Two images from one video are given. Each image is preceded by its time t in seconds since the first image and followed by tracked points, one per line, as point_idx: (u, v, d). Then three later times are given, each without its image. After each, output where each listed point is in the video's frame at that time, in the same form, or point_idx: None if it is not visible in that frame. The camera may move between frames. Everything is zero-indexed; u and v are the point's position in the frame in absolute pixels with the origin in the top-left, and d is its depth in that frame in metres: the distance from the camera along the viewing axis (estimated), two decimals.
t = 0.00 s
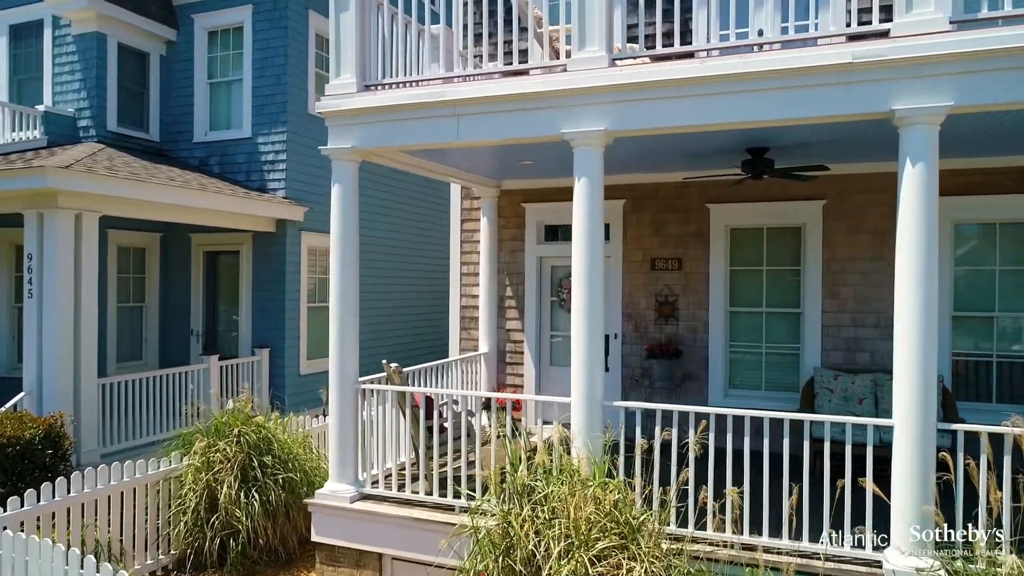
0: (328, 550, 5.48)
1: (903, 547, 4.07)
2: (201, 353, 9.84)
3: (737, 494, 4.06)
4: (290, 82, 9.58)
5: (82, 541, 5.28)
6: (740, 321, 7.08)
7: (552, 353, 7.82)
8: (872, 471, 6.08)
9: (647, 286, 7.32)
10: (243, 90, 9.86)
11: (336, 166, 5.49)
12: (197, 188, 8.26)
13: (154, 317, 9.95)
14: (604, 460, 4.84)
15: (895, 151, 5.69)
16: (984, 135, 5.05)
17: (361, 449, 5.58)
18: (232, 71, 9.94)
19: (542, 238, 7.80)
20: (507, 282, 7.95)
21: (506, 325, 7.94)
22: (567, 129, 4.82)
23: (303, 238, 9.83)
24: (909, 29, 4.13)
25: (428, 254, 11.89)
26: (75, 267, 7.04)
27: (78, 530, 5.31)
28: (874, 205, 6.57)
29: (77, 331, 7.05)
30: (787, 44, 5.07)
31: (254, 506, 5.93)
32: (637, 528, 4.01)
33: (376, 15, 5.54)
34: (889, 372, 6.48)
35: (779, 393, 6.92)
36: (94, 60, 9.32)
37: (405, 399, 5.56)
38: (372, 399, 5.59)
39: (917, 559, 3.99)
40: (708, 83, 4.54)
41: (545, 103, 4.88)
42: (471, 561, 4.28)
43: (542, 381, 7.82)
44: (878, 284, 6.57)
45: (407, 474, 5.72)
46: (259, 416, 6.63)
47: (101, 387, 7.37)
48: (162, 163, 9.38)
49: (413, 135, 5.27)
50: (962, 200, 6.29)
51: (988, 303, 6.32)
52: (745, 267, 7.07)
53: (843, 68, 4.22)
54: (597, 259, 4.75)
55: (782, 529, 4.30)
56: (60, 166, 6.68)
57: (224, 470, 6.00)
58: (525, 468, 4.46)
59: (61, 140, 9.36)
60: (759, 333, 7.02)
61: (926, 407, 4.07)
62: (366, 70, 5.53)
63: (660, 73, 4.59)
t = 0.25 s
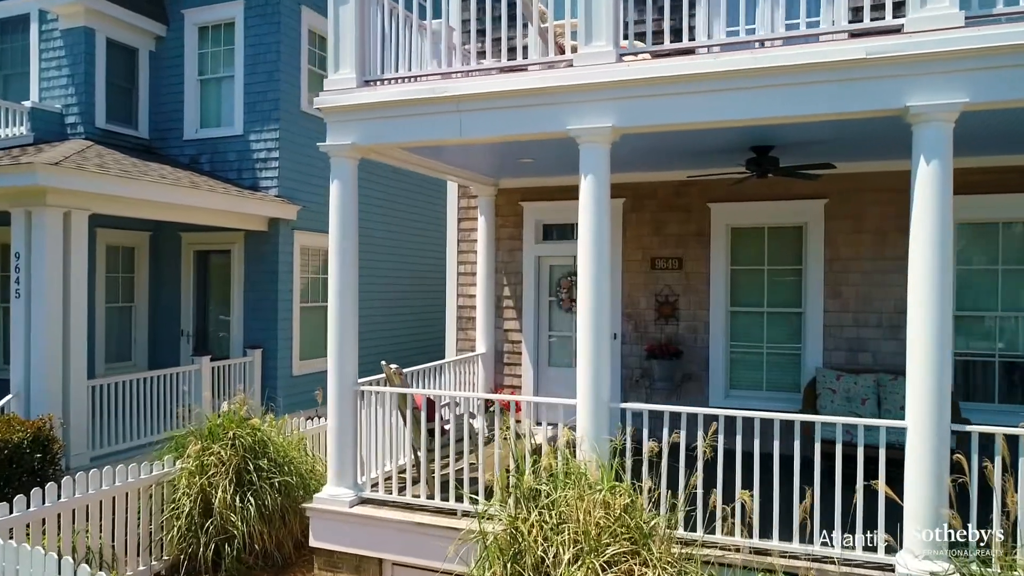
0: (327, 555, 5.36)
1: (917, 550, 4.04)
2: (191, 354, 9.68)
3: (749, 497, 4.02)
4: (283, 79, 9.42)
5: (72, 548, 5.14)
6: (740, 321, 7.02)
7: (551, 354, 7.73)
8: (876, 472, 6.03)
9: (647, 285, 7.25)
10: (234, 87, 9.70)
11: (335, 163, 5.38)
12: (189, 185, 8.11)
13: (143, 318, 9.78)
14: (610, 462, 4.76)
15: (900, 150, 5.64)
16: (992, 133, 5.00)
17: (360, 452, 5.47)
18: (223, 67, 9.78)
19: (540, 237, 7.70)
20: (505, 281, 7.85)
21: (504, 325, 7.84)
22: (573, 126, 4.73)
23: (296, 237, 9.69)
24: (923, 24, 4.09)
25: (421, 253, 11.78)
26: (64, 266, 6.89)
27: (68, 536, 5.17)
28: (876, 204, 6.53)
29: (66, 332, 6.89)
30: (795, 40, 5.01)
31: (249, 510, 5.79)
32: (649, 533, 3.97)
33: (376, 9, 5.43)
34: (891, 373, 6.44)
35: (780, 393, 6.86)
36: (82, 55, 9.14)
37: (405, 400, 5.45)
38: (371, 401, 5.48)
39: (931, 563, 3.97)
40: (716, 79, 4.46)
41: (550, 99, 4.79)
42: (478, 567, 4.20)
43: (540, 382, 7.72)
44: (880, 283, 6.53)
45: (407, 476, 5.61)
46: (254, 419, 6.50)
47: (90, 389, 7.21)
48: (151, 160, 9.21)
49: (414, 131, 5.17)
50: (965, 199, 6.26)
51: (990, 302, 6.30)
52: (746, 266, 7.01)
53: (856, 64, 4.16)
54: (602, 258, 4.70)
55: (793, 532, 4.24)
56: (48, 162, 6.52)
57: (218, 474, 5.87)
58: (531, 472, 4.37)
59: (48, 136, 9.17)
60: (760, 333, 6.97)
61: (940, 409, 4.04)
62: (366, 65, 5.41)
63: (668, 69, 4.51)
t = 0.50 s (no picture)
0: (325, 561, 5.25)
1: (929, 553, 4.02)
2: (180, 355, 9.51)
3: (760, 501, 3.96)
4: (274, 75, 9.27)
5: (61, 555, 4.99)
6: (740, 321, 6.97)
7: (548, 354, 7.63)
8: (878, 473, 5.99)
9: (646, 285, 7.18)
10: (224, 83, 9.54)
11: (332, 160, 5.26)
12: (179, 183, 7.95)
13: (131, 318, 9.60)
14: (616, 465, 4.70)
15: (903, 149, 5.60)
16: (998, 132, 4.97)
17: (359, 455, 5.37)
18: (213, 63, 9.61)
19: (538, 236, 7.61)
20: (502, 281, 7.76)
21: (501, 325, 7.75)
22: (578, 122, 4.64)
23: (288, 236, 9.55)
24: (935, 20, 4.06)
25: (414, 253, 11.67)
26: (51, 265, 6.72)
27: (57, 543, 5.02)
28: (877, 203, 6.50)
29: (52, 333, 6.72)
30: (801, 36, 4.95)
31: (243, 515, 5.64)
32: (660, 537, 3.93)
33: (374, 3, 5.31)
34: (892, 373, 6.40)
35: (781, 394, 6.82)
36: (68, 50, 8.94)
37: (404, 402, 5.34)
38: (370, 404, 5.38)
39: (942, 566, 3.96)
40: (724, 76, 4.39)
41: (554, 95, 4.70)
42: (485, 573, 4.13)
43: (538, 383, 7.64)
44: (881, 283, 6.50)
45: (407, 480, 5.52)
46: (247, 421, 6.36)
47: (78, 392, 7.04)
48: (139, 158, 9.03)
49: (414, 127, 5.06)
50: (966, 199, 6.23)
51: (991, 302, 6.29)
52: (746, 266, 6.96)
53: (867, 60, 4.12)
54: (609, 258, 4.61)
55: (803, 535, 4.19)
56: (35, 159, 6.35)
57: (211, 478, 5.73)
58: (538, 476, 4.30)
59: (33, 133, 8.96)
60: (760, 333, 6.92)
61: (952, 412, 4.04)
62: (364, 60, 5.30)
63: (675, 65, 4.43)
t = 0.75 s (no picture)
0: (322, 567, 5.14)
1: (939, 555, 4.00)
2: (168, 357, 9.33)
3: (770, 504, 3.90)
4: (263, 71, 9.11)
5: (48, 563, 4.83)
6: (739, 321, 6.91)
7: (545, 354, 7.54)
8: (878, 473, 5.95)
9: (645, 284, 7.11)
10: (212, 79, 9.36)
11: (328, 156, 5.12)
12: (167, 180, 7.79)
13: (116, 319, 9.40)
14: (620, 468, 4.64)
15: (906, 147, 5.57)
16: (1002, 130, 4.95)
17: (356, 458, 5.25)
18: (201, 59, 9.43)
19: (534, 235, 7.52)
20: (497, 280, 7.66)
21: (496, 325, 7.65)
22: (583, 118, 4.56)
23: (278, 234, 9.40)
24: (946, 16, 4.06)
25: (405, 252, 11.55)
26: (35, 264, 6.54)
27: (44, 550, 4.86)
28: (877, 202, 6.46)
29: (37, 334, 6.54)
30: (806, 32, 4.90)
31: (236, 520, 5.50)
32: (670, 542, 3.87)
33: None
34: (892, 373, 6.37)
35: (780, 394, 6.77)
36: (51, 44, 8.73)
37: (401, 404, 5.21)
38: (368, 406, 5.27)
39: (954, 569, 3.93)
40: (731, 71, 4.33)
41: (558, 91, 4.62)
42: None
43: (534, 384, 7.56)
44: (880, 282, 6.46)
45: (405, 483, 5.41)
46: (240, 424, 6.22)
47: (63, 395, 6.86)
48: (125, 154, 8.84)
49: (413, 123, 4.95)
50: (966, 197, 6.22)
51: (990, 301, 6.28)
52: (745, 265, 6.90)
53: (879, 55, 4.09)
54: (613, 257, 4.53)
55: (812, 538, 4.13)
56: (19, 155, 6.17)
57: (203, 482, 5.59)
58: (543, 480, 4.23)
59: (15, 129, 8.74)
60: (759, 333, 6.87)
61: (964, 415, 4.02)
62: (361, 54, 5.18)
63: (682, 61, 4.36)
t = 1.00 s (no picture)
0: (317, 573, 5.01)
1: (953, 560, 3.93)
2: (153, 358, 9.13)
3: (779, 507, 3.85)
4: (252, 66, 8.94)
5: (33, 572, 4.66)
6: (737, 321, 6.87)
7: (540, 355, 7.46)
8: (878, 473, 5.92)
9: (642, 284, 7.04)
10: (199, 74, 9.17)
11: (324, 152, 5.01)
12: (153, 177, 7.60)
13: (100, 320, 9.19)
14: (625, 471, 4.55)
15: (907, 145, 5.53)
16: (1006, 129, 4.92)
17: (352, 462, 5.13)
18: (188, 53, 9.24)
19: (530, 234, 7.43)
20: (492, 280, 7.56)
21: (492, 326, 7.54)
22: (588, 114, 4.47)
23: (267, 233, 9.24)
24: (957, 13, 4.00)
25: (396, 251, 11.42)
26: (17, 262, 6.34)
27: (29, 559, 4.68)
28: (876, 201, 6.43)
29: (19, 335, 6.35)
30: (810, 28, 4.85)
31: (228, 526, 5.35)
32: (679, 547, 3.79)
33: None
34: (891, 373, 6.34)
35: (778, 394, 6.73)
36: (32, 37, 8.49)
37: (399, 406, 5.10)
38: (365, 409, 5.15)
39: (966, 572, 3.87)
40: (739, 67, 4.25)
41: (562, 86, 4.52)
42: None
43: (530, 385, 7.46)
44: (879, 282, 6.43)
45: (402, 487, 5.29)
46: (231, 426, 6.07)
47: (47, 397, 6.66)
48: (109, 151, 8.63)
49: (413, 119, 4.83)
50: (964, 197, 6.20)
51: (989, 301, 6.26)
52: (743, 264, 6.86)
53: (889, 52, 4.02)
54: (618, 256, 4.44)
55: (822, 540, 4.07)
56: None
57: (194, 487, 5.43)
58: (548, 483, 4.12)
59: None
60: (757, 332, 6.83)
61: (975, 415, 3.94)
62: (358, 47, 5.06)
63: (688, 56, 4.27)
